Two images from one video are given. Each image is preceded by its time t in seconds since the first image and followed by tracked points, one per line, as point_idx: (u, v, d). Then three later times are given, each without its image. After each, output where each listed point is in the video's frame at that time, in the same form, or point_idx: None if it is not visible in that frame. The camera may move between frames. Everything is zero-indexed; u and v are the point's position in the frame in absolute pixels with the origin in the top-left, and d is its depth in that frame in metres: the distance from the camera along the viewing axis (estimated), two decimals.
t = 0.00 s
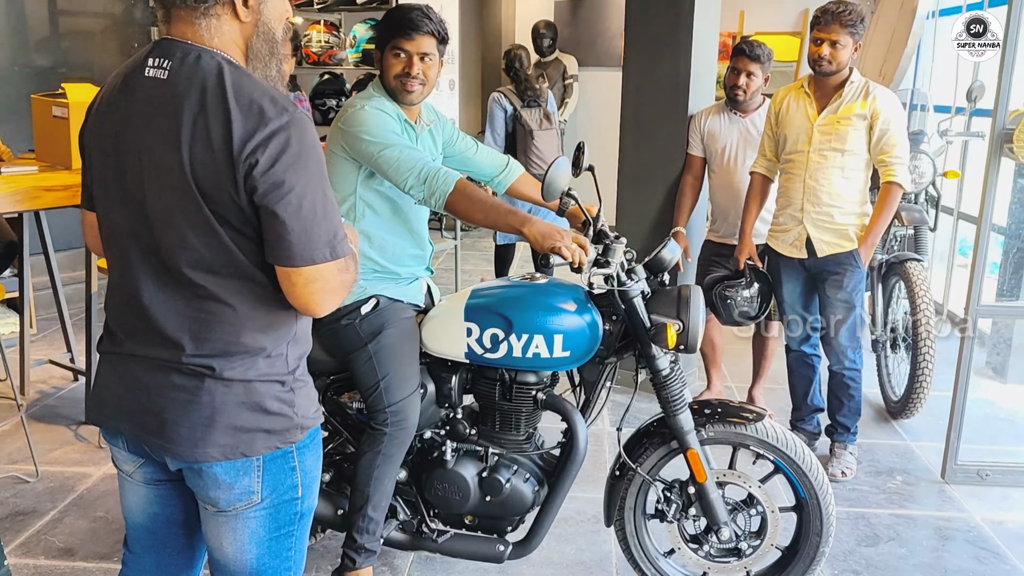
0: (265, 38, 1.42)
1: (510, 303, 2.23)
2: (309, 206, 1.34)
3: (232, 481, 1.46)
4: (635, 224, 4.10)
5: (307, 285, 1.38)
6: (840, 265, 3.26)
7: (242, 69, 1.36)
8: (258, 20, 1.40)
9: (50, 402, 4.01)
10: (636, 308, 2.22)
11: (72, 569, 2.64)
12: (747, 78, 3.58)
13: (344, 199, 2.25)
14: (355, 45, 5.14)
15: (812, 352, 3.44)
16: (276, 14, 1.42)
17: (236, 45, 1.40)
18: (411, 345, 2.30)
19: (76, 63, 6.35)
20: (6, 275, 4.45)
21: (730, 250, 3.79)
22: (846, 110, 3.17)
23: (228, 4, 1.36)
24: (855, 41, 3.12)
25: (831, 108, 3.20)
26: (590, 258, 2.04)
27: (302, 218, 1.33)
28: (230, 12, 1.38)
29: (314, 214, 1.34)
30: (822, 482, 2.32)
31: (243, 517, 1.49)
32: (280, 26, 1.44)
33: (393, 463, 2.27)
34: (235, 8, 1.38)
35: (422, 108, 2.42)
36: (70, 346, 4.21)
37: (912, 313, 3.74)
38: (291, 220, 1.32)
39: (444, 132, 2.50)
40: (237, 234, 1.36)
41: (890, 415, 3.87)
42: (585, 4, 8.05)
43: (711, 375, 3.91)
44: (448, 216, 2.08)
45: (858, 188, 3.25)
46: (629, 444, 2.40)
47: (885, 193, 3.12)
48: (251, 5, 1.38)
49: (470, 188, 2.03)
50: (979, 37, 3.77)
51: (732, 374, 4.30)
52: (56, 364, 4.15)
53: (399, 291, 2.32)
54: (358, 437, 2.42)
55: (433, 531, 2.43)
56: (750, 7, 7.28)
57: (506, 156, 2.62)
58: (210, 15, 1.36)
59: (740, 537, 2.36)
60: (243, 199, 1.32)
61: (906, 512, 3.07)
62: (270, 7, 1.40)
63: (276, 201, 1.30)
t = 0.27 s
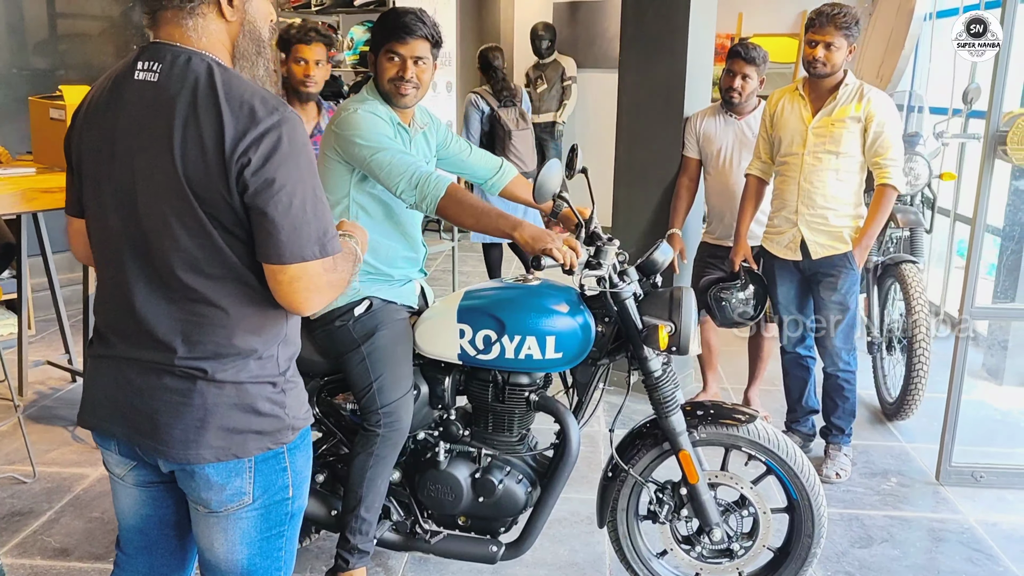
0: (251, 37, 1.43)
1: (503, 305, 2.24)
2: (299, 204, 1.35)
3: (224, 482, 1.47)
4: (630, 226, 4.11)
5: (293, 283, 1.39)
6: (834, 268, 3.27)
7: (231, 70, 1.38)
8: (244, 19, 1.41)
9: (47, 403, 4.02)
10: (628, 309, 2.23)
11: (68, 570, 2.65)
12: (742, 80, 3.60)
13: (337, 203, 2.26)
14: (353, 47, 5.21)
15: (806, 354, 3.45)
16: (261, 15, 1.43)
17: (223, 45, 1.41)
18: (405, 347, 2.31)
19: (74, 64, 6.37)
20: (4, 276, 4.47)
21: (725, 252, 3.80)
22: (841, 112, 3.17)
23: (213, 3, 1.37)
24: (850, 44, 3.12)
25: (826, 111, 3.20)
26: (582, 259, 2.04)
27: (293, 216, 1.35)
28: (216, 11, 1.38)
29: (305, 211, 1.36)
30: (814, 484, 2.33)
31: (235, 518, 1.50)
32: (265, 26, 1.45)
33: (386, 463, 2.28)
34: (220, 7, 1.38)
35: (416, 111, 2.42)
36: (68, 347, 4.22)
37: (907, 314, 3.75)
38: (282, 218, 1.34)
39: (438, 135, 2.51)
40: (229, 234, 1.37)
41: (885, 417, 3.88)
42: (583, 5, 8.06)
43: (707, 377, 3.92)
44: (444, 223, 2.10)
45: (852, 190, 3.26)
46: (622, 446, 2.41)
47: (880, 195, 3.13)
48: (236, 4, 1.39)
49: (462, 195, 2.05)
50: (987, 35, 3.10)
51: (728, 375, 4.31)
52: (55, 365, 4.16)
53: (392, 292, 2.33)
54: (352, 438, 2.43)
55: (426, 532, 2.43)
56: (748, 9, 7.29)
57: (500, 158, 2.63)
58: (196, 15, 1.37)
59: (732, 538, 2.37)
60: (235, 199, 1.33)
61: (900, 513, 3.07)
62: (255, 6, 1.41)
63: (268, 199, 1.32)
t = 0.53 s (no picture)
0: (231, 40, 1.44)
1: (496, 309, 2.25)
2: (278, 205, 1.37)
3: (205, 484, 1.48)
4: (628, 230, 4.12)
5: (267, 283, 1.39)
6: (830, 273, 3.27)
7: (214, 75, 1.40)
8: (223, 22, 1.43)
9: (48, 405, 4.04)
10: (620, 314, 2.24)
11: (64, 571, 2.66)
12: (740, 85, 3.61)
13: (331, 209, 2.28)
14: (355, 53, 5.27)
15: (804, 359, 3.45)
16: (241, 18, 1.45)
17: (204, 48, 1.43)
18: (399, 351, 2.32)
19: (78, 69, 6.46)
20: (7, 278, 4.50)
21: (723, 256, 3.80)
22: (838, 118, 3.18)
23: (191, 6, 1.39)
24: (847, 50, 3.13)
25: (823, 116, 3.21)
26: (573, 263, 2.05)
27: (272, 217, 1.36)
28: (192, 13, 1.40)
29: (284, 212, 1.38)
30: (806, 488, 2.34)
31: (217, 520, 1.52)
32: (245, 29, 1.47)
33: (379, 466, 2.29)
34: (197, 10, 1.40)
35: (410, 117, 2.44)
36: (69, 350, 4.25)
37: (905, 319, 3.75)
38: (261, 218, 1.35)
39: (433, 140, 2.52)
40: (211, 235, 1.39)
41: (883, 422, 3.87)
42: (586, 10, 8.07)
43: (705, 382, 3.92)
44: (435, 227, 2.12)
45: (849, 196, 3.26)
46: (615, 450, 2.41)
47: (876, 201, 3.13)
48: (213, 7, 1.41)
49: (454, 199, 2.07)
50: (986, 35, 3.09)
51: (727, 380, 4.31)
52: (56, 367, 4.19)
53: (386, 296, 2.34)
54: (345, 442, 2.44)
55: (419, 534, 2.45)
56: (751, 13, 7.30)
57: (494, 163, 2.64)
58: (174, 19, 1.39)
59: (724, 542, 2.37)
60: (215, 200, 1.35)
61: (897, 519, 3.07)
62: (233, 9, 1.43)
63: (246, 200, 1.34)
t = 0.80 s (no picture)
0: (225, 63, 1.47)
1: (493, 320, 2.26)
2: (253, 220, 1.37)
3: (187, 495, 1.50)
4: (630, 241, 4.14)
5: (244, 297, 1.39)
6: (830, 284, 3.27)
7: (199, 90, 1.42)
8: (217, 46, 1.45)
9: (52, 412, 4.07)
10: (615, 325, 2.25)
11: None
12: (740, 97, 3.62)
13: (330, 220, 2.30)
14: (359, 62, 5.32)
15: (804, 370, 3.46)
16: (234, 40, 1.48)
17: (199, 70, 1.45)
18: (396, 362, 2.33)
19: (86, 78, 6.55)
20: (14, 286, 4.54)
21: (724, 267, 3.80)
22: (837, 130, 3.19)
23: (186, 30, 1.42)
24: (847, 62, 3.14)
25: (823, 128, 3.22)
26: (569, 276, 2.06)
27: (245, 232, 1.36)
28: (188, 38, 1.43)
29: (258, 228, 1.37)
30: (802, 500, 2.34)
31: (200, 531, 1.53)
32: (239, 52, 1.50)
33: (377, 476, 2.30)
34: (193, 33, 1.43)
35: (409, 129, 2.46)
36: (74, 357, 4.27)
37: (907, 330, 3.74)
38: (234, 234, 1.35)
39: (432, 152, 2.54)
40: (189, 250, 1.40)
41: (885, 433, 3.87)
42: (592, 19, 8.10)
43: (706, 392, 3.92)
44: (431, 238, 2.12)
45: (849, 207, 3.27)
46: (612, 461, 2.42)
47: (876, 213, 3.14)
48: (208, 32, 1.44)
49: (449, 210, 2.07)
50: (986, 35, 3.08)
51: (729, 390, 4.31)
52: (61, 374, 4.22)
53: (384, 307, 2.35)
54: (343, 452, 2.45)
55: (415, 544, 2.45)
56: (756, 23, 7.31)
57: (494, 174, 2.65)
58: (168, 42, 1.42)
59: (720, 554, 2.37)
60: (190, 214, 1.36)
61: (896, 531, 3.06)
62: (228, 33, 1.46)
63: (219, 215, 1.34)
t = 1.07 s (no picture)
0: (229, 82, 1.48)
1: (496, 333, 2.28)
2: (245, 240, 1.37)
3: (183, 507, 1.51)
4: (635, 254, 4.15)
5: (235, 315, 1.40)
6: (835, 298, 3.28)
7: (199, 109, 1.43)
8: (220, 65, 1.47)
9: (59, 423, 4.09)
10: (618, 339, 2.26)
11: None
12: (745, 112, 3.63)
13: (335, 233, 2.32)
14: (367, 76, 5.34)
15: (809, 384, 3.46)
16: (238, 59, 1.49)
17: (203, 90, 1.48)
18: (399, 375, 2.34)
19: (97, 90, 6.62)
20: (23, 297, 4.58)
21: (729, 280, 3.81)
22: (842, 145, 3.19)
23: (190, 50, 1.44)
24: (852, 78, 3.15)
25: (827, 143, 3.23)
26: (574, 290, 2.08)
27: (237, 251, 1.37)
28: (192, 57, 1.45)
29: (250, 247, 1.38)
30: (804, 515, 2.35)
31: (197, 543, 1.54)
32: (243, 71, 1.51)
33: (379, 489, 2.31)
34: (197, 53, 1.45)
35: (414, 143, 2.47)
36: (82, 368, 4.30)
37: (912, 343, 3.74)
38: (226, 253, 1.36)
39: (438, 166, 2.56)
40: (183, 267, 1.41)
41: (891, 447, 3.86)
42: (600, 32, 8.14)
43: (711, 405, 3.91)
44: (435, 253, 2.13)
45: (853, 222, 3.27)
46: (614, 475, 2.42)
47: (881, 228, 3.14)
48: (212, 51, 1.46)
49: (453, 225, 2.08)
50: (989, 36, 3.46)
51: (735, 403, 4.31)
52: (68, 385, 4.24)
53: (387, 320, 2.37)
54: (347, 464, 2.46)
55: (418, 557, 2.46)
56: (763, 36, 7.33)
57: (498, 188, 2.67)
58: (172, 62, 1.44)
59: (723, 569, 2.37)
60: (184, 232, 1.37)
61: (901, 546, 3.05)
62: (232, 52, 1.47)
63: (212, 233, 1.35)
